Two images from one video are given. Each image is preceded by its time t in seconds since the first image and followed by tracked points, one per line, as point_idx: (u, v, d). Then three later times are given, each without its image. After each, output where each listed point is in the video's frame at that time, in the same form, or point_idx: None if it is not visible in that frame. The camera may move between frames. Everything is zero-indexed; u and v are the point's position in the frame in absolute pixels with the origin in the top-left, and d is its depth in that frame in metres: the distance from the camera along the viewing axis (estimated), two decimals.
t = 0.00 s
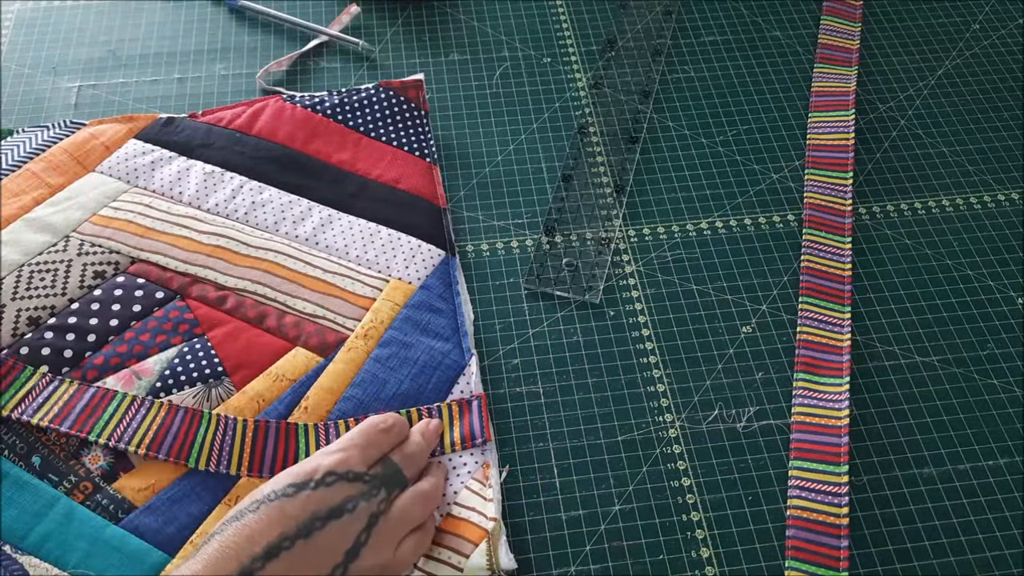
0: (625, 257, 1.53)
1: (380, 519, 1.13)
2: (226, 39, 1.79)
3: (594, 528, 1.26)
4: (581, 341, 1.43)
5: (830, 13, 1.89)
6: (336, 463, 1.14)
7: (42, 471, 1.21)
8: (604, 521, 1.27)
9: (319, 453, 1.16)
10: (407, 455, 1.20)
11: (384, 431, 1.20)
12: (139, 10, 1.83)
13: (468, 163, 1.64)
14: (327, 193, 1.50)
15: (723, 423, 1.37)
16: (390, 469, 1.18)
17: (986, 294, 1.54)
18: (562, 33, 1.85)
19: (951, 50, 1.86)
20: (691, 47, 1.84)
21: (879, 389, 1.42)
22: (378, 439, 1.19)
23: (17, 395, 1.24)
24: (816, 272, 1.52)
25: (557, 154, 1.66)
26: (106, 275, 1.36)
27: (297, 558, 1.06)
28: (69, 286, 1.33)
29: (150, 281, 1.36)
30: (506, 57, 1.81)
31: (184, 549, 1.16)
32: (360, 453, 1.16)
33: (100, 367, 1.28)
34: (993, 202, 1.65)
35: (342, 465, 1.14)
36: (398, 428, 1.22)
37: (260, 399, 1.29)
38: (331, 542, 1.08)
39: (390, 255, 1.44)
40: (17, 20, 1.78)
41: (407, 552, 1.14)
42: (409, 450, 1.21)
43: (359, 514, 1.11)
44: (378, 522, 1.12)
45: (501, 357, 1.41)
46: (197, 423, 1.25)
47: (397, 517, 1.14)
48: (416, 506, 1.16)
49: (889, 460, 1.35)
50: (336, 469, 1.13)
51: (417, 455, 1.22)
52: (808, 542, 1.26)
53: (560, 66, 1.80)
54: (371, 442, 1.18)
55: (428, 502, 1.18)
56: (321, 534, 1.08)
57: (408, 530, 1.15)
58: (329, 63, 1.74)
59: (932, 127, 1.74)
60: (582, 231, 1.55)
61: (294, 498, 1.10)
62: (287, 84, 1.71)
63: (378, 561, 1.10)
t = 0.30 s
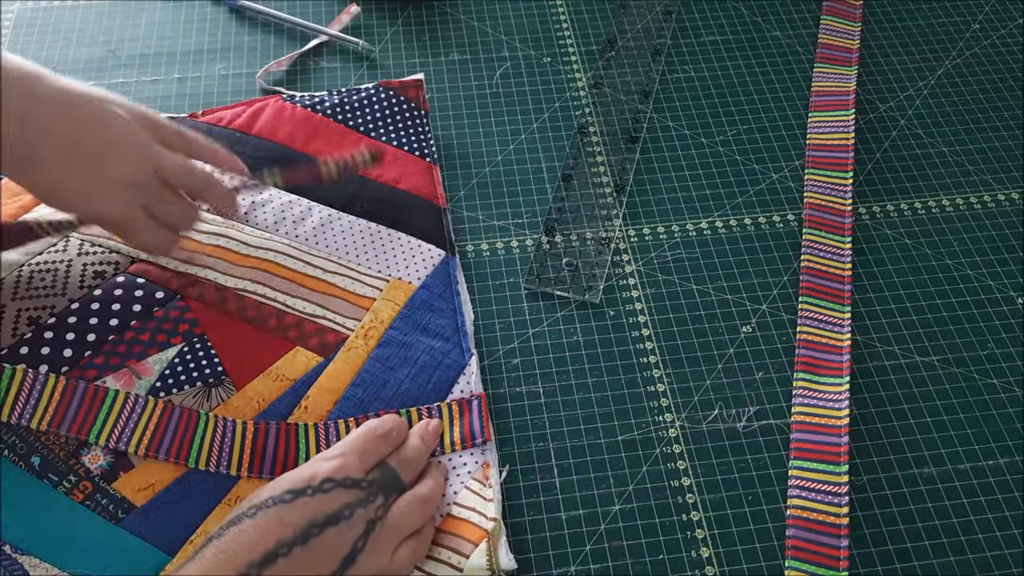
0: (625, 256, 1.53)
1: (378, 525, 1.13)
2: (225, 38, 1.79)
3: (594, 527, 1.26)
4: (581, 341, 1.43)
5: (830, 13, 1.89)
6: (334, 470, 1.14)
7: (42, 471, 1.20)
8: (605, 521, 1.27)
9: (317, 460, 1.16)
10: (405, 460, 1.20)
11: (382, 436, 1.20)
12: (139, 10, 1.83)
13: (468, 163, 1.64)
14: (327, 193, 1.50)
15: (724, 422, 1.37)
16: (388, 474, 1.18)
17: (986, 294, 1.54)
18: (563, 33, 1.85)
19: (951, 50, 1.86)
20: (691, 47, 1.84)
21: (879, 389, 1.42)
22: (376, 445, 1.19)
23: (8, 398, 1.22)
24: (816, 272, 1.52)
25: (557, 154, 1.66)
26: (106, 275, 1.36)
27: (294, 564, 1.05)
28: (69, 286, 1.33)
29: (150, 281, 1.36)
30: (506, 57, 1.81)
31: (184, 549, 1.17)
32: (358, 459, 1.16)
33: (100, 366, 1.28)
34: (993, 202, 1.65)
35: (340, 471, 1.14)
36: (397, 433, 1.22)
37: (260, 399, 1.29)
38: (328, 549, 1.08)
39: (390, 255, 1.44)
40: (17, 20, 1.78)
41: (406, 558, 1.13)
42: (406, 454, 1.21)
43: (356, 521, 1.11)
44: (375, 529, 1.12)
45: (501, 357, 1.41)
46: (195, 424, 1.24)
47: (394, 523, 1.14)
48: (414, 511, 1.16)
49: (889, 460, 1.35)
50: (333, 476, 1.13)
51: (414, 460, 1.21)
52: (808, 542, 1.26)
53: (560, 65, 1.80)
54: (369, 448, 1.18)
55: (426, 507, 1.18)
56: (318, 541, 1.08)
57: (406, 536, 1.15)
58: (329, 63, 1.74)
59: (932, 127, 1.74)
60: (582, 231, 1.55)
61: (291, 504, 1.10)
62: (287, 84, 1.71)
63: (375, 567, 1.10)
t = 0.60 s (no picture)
0: (625, 256, 1.53)
1: (378, 527, 1.13)
2: (225, 38, 1.79)
3: (594, 527, 1.26)
4: (581, 340, 1.43)
5: (830, 13, 1.89)
6: (333, 472, 1.14)
7: (42, 470, 1.20)
8: (604, 521, 1.27)
9: (317, 461, 1.16)
10: (404, 461, 1.21)
11: (382, 438, 1.21)
12: (139, 10, 1.83)
13: (468, 163, 1.64)
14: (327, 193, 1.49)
15: (723, 422, 1.37)
16: (387, 476, 1.18)
17: (986, 294, 1.54)
18: (563, 33, 1.85)
19: (951, 49, 1.86)
20: (691, 47, 1.84)
21: (879, 389, 1.42)
22: (376, 447, 1.19)
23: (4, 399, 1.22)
24: (816, 271, 1.52)
25: (557, 154, 1.66)
26: (106, 274, 1.35)
27: (294, 566, 1.05)
28: (69, 285, 1.33)
29: (150, 280, 1.36)
30: (506, 57, 1.80)
31: (184, 549, 1.17)
32: (357, 461, 1.17)
33: (100, 365, 1.28)
34: (993, 202, 1.65)
35: (340, 473, 1.14)
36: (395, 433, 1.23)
37: (260, 399, 1.29)
38: (328, 551, 1.08)
39: (391, 254, 1.44)
40: (17, 20, 1.78)
41: (405, 560, 1.13)
42: (406, 455, 1.21)
43: (355, 523, 1.11)
44: (375, 531, 1.12)
45: (501, 357, 1.41)
46: (194, 422, 1.24)
47: (394, 525, 1.14)
48: (413, 513, 1.17)
49: (889, 460, 1.35)
50: (334, 478, 1.13)
51: (414, 461, 1.22)
52: (808, 542, 1.26)
53: (560, 65, 1.80)
54: (369, 450, 1.18)
55: (425, 508, 1.18)
56: (318, 542, 1.07)
57: (405, 538, 1.15)
58: (329, 63, 1.74)
59: (932, 127, 1.74)
60: (582, 231, 1.55)
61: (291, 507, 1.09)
62: (287, 84, 1.71)
63: (376, 569, 1.10)
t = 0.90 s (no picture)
0: (625, 256, 1.53)
1: (377, 526, 1.13)
2: (225, 38, 1.79)
3: (594, 527, 1.26)
4: (581, 340, 1.43)
5: (830, 13, 1.89)
6: (332, 472, 1.15)
7: (42, 467, 1.21)
8: (604, 521, 1.27)
9: (316, 462, 1.17)
10: (404, 461, 1.21)
11: (382, 438, 1.21)
12: (139, 9, 1.83)
13: (468, 162, 1.64)
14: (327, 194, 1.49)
15: (723, 422, 1.37)
16: (387, 476, 1.19)
17: (986, 294, 1.54)
18: (563, 33, 1.85)
19: (951, 50, 1.86)
20: (691, 47, 1.84)
21: (879, 389, 1.42)
22: (375, 447, 1.20)
23: (8, 386, 1.23)
24: (816, 271, 1.52)
25: (557, 154, 1.66)
26: (107, 273, 1.37)
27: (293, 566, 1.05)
28: (70, 283, 1.35)
29: (151, 280, 1.37)
30: (506, 57, 1.80)
31: (184, 548, 1.16)
32: (357, 461, 1.17)
33: (100, 364, 1.29)
34: (993, 202, 1.65)
35: (339, 473, 1.15)
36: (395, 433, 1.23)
37: (261, 399, 1.29)
38: (327, 550, 1.08)
39: (391, 255, 1.44)
40: (17, 20, 1.78)
41: (406, 560, 1.13)
42: (405, 455, 1.22)
43: (355, 523, 1.11)
44: (374, 530, 1.12)
45: (501, 357, 1.41)
46: (194, 418, 1.24)
47: (393, 524, 1.14)
48: (414, 512, 1.16)
49: (889, 460, 1.35)
50: (333, 479, 1.14)
51: (413, 461, 1.22)
52: (808, 542, 1.26)
53: (560, 65, 1.80)
54: (369, 450, 1.19)
55: (426, 508, 1.18)
56: (317, 542, 1.08)
57: (405, 537, 1.15)
58: (329, 63, 1.74)
59: (932, 127, 1.74)
60: (581, 231, 1.55)
61: (290, 507, 1.10)
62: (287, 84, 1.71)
63: (376, 568, 1.10)
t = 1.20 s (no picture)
0: (625, 256, 1.53)
1: (377, 526, 1.13)
2: (225, 38, 1.78)
3: (594, 527, 1.26)
4: (581, 340, 1.43)
5: (830, 13, 1.89)
6: (332, 472, 1.15)
7: (42, 467, 1.21)
8: (604, 521, 1.27)
9: (316, 462, 1.17)
10: (404, 461, 1.21)
11: (382, 438, 1.21)
12: (139, 9, 1.83)
13: (468, 162, 1.64)
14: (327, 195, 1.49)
15: (723, 422, 1.37)
16: (386, 476, 1.19)
17: (986, 294, 1.54)
18: (563, 33, 1.85)
19: (951, 50, 1.86)
20: (691, 47, 1.84)
21: (879, 389, 1.42)
22: (375, 448, 1.20)
23: (13, 378, 1.24)
24: (816, 271, 1.52)
25: (557, 154, 1.66)
26: (107, 273, 1.37)
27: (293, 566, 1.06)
28: (70, 283, 1.35)
29: (151, 280, 1.37)
30: (506, 57, 1.80)
31: (184, 548, 1.16)
32: (356, 462, 1.17)
33: (100, 364, 1.29)
34: (993, 202, 1.65)
35: (339, 473, 1.15)
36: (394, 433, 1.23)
37: (261, 399, 1.29)
38: (327, 550, 1.08)
39: (391, 255, 1.44)
40: (16, 19, 1.78)
41: (406, 559, 1.13)
42: (405, 455, 1.22)
43: (354, 523, 1.11)
44: (374, 531, 1.12)
45: (501, 357, 1.41)
46: (194, 417, 1.24)
47: (393, 524, 1.14)
48: (413, 512, 1.16)
49: (889, 460, 1.35)
50: (332, 479, 1.14)
51: (414, 461, 1.22)
52: (807, 542, 1.26)
53: (560, 65, 1.80)
54: (369, 450, 1.19)
55: (426, 508, 1.18)
56: (317, 542, 1.08)
57: (405, 537, 1.15)
58: (329, 63, 1.74)
59: (932, 127, 1.74)
60: (581, 231, 1.55)
61: (289, 507, 1.10)
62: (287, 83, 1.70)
63: (376, 569, 1.10)
